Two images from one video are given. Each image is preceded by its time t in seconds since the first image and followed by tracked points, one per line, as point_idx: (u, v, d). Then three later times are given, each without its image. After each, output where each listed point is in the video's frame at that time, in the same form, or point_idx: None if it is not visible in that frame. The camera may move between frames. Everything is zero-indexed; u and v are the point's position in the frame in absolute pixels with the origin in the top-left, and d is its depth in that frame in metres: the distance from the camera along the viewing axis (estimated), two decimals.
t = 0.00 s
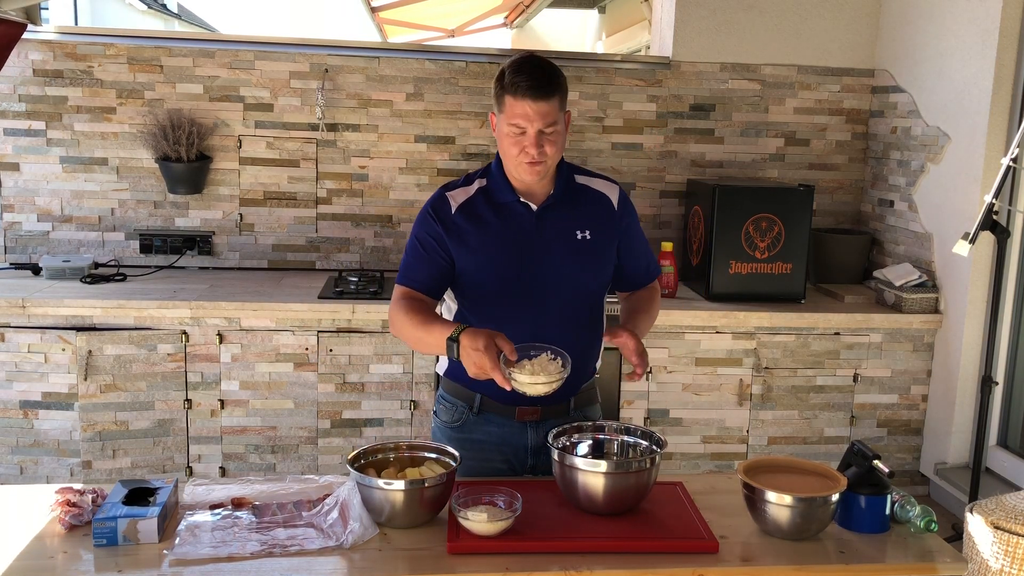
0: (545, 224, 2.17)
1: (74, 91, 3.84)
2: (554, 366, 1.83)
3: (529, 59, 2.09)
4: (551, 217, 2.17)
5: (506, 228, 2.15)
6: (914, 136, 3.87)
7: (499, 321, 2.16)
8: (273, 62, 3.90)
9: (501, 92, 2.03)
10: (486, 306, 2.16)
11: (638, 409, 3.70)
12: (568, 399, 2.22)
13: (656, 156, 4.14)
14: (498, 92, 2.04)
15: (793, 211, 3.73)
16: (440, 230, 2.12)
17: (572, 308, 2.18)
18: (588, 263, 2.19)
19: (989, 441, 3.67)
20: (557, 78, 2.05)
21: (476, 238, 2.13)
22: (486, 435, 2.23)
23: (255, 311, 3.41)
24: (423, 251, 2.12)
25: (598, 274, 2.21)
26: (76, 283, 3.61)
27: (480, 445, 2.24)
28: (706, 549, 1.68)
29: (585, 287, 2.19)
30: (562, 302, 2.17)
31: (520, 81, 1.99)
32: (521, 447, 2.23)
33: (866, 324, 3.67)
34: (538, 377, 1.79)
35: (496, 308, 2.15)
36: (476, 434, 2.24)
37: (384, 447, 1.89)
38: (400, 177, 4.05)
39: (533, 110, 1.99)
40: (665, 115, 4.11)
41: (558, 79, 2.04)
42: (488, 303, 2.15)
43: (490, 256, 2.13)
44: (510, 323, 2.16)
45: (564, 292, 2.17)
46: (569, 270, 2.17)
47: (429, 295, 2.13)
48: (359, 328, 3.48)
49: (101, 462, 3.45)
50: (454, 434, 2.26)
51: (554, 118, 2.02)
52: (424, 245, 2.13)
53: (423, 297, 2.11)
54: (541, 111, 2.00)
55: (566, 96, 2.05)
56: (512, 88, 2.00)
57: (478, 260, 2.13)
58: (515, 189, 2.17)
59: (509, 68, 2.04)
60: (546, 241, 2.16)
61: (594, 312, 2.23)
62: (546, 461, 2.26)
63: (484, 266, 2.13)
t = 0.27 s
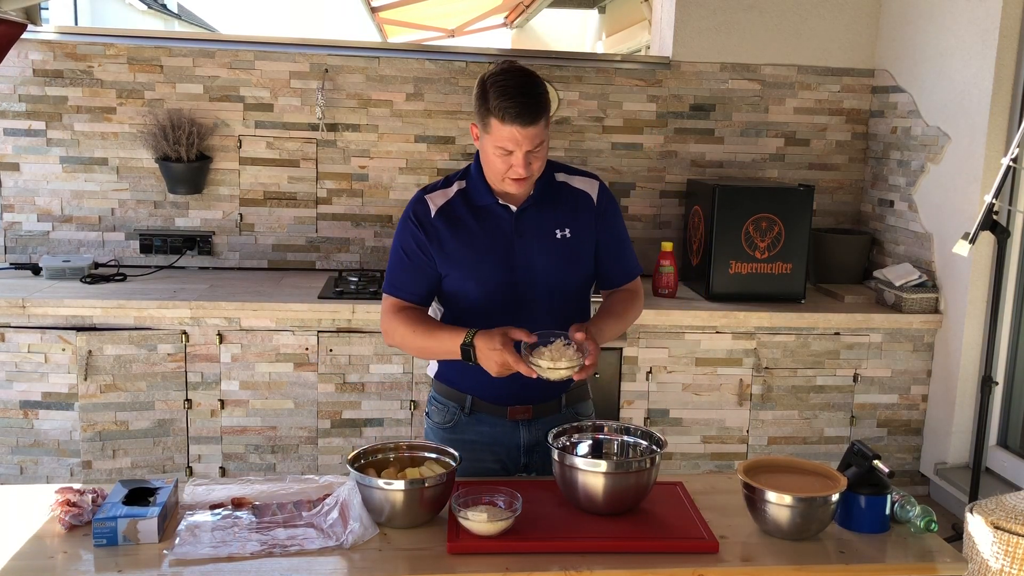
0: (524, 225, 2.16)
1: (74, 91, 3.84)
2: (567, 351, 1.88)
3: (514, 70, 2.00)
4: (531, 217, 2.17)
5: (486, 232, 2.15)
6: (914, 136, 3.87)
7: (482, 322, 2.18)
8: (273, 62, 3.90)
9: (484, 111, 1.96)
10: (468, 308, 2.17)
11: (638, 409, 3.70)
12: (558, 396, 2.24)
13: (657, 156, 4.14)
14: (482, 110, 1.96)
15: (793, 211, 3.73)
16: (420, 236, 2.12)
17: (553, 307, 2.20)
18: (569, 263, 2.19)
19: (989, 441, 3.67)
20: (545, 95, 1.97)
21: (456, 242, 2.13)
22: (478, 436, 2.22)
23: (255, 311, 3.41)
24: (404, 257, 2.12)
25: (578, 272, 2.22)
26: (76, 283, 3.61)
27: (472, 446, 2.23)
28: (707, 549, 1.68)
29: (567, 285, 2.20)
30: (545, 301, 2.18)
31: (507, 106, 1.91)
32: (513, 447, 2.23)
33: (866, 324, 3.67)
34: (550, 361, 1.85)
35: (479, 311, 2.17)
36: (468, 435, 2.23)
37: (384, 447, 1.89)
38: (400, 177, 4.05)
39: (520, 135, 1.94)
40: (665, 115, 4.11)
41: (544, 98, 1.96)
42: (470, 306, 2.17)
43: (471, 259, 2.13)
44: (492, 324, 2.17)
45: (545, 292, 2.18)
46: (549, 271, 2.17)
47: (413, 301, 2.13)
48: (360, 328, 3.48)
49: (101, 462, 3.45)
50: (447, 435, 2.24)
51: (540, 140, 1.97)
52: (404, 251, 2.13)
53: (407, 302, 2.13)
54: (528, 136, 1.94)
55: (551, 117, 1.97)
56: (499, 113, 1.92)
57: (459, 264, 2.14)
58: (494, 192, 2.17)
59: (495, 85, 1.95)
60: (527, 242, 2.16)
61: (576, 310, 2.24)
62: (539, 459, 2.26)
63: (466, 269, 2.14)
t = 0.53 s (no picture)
0: (515, 225, 2.16)
1: (74, 91, 3.84)
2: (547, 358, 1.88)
3: (505, 73, 1.98)
4: (522, 218, 2.17)
5: (476, 233, 2.14)
6: (914, 136, 3.87)
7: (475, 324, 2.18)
8: (273, 62, 3.90)
9: (477, 117, 1.95)
10: (461, 310, 2.17)
11: (638, 409, 3.70)
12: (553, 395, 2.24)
13: (657, 156, 4.14)
14: (474, 116, 1.95)
15: (793, 211, 3.73)
16: (411, 240, 2.12)
17: (546, 306, 2.20)
18: (561, 262, 2.19)
19: (989, 441, 3.67)
20: (536, 100, 1.96)
21: (448, 245, 2.13)
22: (475, 436, 2.23)
23: (255, 311, 3.41)
24: (395, 262, 2.11)
25: (571, 271, 2.22)
26: (76, 283, 3.61)
27: (470, 447, 2.24)
28: (707, 549, 1.68)
29: (559, 284, 2.20)
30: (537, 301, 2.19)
31: (499, 114, 1.90)
32: (510, 447, 2.23)
33: (866, 324, 3.67)
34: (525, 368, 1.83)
35: (472, 312, 2.17)
36: (465, 435, 2.24)
37: (384, 447, 1.89)
38: (400, 177, 4.05)
39: (511, 142, 1.93)
40: (666, 115, 4.11)
41: (535, 103, 1.95)
42: (463, 307, 2.17)
43: (463, 262, 2.13)
44: (485, 325, 2.18)
45: (537, 292, 2.18)
46: (542, 270, 2.18)
47: (406, 306, 2.12)
48: (360, 328, 3.48)
49: (101, 462, 3.45)
50: (445, 436, 2.25)
51: (532, 145, 1.97)
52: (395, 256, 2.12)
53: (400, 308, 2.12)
54: (519, 142, 1.94)
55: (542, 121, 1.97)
56: (490, 121, 1.91)
57: (451, 266, 2.13)
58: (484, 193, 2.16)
59: (486, 90, 1.94)
60: (518, 243, 2.16)
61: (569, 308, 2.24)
62: (537, 458, 2.27)
63: (458, 272, 2.13)
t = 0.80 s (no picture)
0: (523, 230, 2.14)
1: (74, 91, 3.83)
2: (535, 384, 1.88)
3: (511, 85, 1.97)
4: (530, 221, 2.15)
5: (485, 239, 2.13)
6: (914, 136, 3.87)
7: (488, 331, 2.16)
8: (273, 62, 3.90)
9: (484, 130, 1.95)
10: (473, 318, 2.15)
11: (638, 409, 3.70)
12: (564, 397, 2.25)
13: (657, 156, 4.14)
14: (481, 129, 1.95)
15: (793, 211, 3.73)
16: (419, 250, 2.11)
17: (560, 309, 2.18)
18: (571, 263, 2.18)
19: (989, 441, 3.67)
20: (543, 112, 1.95)
21: (456, 253, 2.11)
22: (483, 438, 2.23)
23: (255, 311, 3.41)
24: (401, 274, 2.12)
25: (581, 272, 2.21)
26: (76, 283, 3.61)
27: (478, 448, 2.24)
28: (707, 549, 1.68)
29: (570, 286, 2.19)
30: (549, 305, 2.16)
31: (509, 129, 1.89)
32: (518, 448, 2.24)
33: (866, 324, 3.67)
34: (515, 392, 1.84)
35: (484, 320, 2.15)
36: (473, 437, 2.24)
37: (384, 447, 1.89)
38: (400, 177, 4.05)
39: (520, 156, 1.94)
40: (665, 115, 4.11)
41: (544, 114, 1.94)
42: (475, 315, 2.15)
43: (473, 269, 2.12)
44: (499, 332, 2.15)
45: (550, 295, 2.16)
46: (554, 273, 2.15)
47: (411, 314, 2.15)
48: (360, 328, 3.48)
49: (101, 462, 3.45)
50: (453, 437, 2.25)
51: (541, 158, 1.96)
52: (404, 267, 2.12)
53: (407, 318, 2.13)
54: (528, 156, 1.94)
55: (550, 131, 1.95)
56: (501, 135, 1.90)
57: (460, 274, 2.12)
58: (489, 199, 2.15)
59: (494, 103, 1.93)
60: (527, 248, 2.13)
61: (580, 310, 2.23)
62: (545, 457, 2.28)
63: (468, 279, 2.12)
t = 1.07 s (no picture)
0: (556, 233, 2.11)
1: (74, 91, 3.83)
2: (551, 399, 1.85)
3: (558, 87, 1.93)
4: (563, 225, 2.12)
5: (517, 239, 2.10)
6: (914, 136, 3.87)
7: (512, 331, 2.15)
8: (273, 62, 3.90)
9: (522, 131, 1.91)
10: (500, 316, 2.14)
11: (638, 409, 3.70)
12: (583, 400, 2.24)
13: (657, 156, 4.14)
14: (519, 129, 1.92)
15: (793, 211, 3.73)
16: (451, 244, 2.09)
17: (586, 316, 2.16)
18: (601, 272, 2.15)
19: (989, 441, 3.67)
20: (584, 118, 1.91)
21: (488, 251, 2.09)
22: (503, 437, 2.24)
23: (255, 311, 3.41)
24: (434, 265, 2.11)
25: (611, 282, 2.18)
26: (76, 283, 3.61)
27: (497, 447, 2.25)
28: (707, 549, 1.68)
29: (598, 293, 2.16)
30: (575, 310, 2.14)
31: (548, 131, 1.85)
32: (535, 450, 2.25)
33: (866, 324, 3.67)
34: (528, 400, 1.81)
35: (510, 319, 2.14)
36: (493, 435, 2.25)
37: (384, 447, 1.89)
38: (400, 177, 4.05)
39: (556, 160, 1.89)
40: (665, 115, 4.11)
41: (585, 120, 1.90)
42: (501, 313, 2.14)
43: (503, 268, 2.10)
44: (522, 333, 2.15)
45: (577, 301, 2.14)
46: (581, 280, 2.13)
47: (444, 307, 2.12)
48: (360, 328, 3.48)
49: (101, 462, 3.45)
50: (472, 433, 2.26)
51: (576, 164, 1.92)
52: (436, 259, 2.11)
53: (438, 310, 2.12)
54: (564, 161, 1.89)
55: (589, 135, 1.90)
56: (539, 136, 1.86)
57: (491, 272, 2.10)
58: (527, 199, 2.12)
59: (538, 103, 1.89)
60: (558, 251, 2.11)
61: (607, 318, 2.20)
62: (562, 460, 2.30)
63: (496, 277, 2.10)
